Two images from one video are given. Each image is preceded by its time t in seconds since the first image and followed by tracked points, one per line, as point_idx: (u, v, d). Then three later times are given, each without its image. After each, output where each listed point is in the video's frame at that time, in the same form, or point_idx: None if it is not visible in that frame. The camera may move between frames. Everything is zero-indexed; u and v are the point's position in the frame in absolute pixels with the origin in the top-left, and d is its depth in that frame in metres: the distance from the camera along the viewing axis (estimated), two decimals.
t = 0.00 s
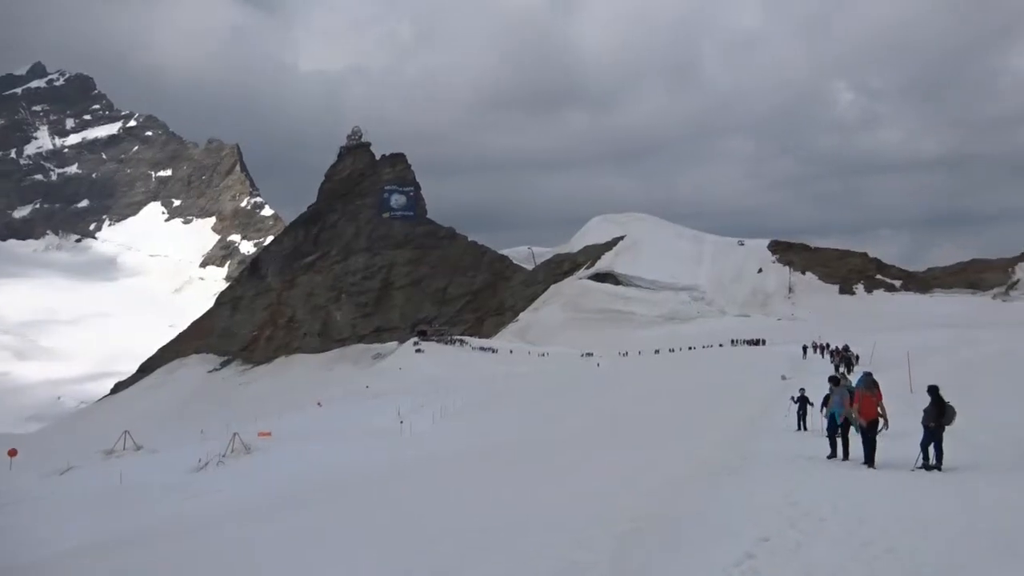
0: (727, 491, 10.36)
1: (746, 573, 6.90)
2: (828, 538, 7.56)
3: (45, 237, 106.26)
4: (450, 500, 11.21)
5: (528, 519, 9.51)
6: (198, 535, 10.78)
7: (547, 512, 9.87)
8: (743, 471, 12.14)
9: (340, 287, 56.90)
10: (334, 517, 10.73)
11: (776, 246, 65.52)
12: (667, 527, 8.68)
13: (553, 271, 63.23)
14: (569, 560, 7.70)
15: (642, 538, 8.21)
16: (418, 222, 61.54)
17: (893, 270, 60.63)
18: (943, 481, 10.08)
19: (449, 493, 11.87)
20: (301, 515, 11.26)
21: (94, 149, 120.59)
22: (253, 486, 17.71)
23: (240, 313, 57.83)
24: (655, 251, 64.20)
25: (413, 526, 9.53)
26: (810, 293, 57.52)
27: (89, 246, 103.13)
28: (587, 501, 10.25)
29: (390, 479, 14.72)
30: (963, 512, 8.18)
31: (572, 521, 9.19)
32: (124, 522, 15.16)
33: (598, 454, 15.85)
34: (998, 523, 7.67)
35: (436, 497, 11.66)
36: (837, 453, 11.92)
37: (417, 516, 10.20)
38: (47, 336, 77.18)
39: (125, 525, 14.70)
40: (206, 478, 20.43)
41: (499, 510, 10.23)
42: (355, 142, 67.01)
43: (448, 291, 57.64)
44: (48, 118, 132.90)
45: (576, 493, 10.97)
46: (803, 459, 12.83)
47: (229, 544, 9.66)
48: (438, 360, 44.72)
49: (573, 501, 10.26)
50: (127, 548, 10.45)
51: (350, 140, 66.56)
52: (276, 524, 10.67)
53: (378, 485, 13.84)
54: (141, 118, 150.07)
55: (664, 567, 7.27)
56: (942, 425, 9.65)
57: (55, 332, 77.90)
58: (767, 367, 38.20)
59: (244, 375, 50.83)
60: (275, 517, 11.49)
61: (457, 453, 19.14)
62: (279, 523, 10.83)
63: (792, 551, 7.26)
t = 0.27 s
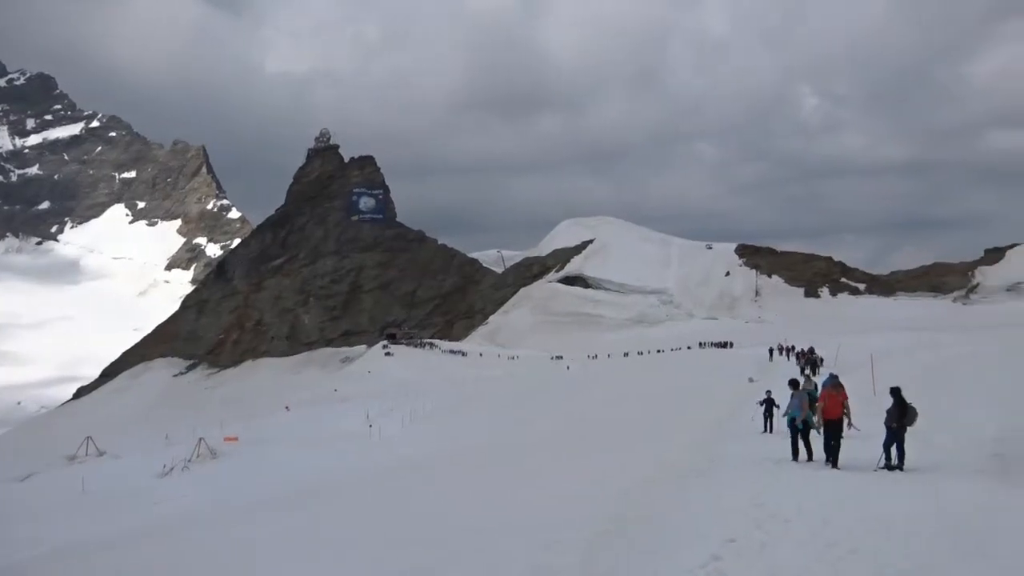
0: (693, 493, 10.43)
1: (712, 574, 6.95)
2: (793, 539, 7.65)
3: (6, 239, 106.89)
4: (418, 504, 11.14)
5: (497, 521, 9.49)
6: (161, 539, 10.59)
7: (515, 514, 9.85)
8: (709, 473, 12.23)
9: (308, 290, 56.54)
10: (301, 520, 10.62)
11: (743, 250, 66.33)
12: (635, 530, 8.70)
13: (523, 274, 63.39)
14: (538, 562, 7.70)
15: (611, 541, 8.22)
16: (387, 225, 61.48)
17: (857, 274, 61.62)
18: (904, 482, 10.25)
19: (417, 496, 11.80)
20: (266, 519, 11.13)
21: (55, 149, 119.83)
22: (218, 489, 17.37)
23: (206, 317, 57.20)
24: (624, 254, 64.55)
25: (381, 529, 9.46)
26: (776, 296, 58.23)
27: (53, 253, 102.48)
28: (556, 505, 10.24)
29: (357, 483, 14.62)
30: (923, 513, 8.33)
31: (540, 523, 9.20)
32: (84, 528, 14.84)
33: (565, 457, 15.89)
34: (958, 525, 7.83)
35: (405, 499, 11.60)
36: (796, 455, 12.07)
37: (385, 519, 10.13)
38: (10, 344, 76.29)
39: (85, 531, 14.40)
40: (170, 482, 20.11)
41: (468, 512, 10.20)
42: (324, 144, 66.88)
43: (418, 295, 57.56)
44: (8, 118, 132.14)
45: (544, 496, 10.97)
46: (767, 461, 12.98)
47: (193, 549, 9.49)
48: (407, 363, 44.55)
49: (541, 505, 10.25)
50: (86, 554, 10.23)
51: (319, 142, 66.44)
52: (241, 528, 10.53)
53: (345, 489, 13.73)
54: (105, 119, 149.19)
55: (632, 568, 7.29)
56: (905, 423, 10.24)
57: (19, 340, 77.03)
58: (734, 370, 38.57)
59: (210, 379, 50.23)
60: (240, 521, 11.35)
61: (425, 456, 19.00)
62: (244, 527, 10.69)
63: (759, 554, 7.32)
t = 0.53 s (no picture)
0: (655, 493, 10.26)
1: (675, 571, 6.75)
2: (756, 536, 7.47)
3: None
4: (376, 501, 10.80)
5: (457, 520, 9.24)
6: (108, 542, 10.17)
7: (477, 514, 9.60)
8: (672, 474, 12.11)
9: (273, 291, 55.94)
10: (255, 520, 10.26)
11: (709, 252, 66.99)
12: (596, 529, 8.47)
13: (490, 275, 63.40)
14: (497, 561, 7.45)
15: (574, 539, 7.96)
16: (353, 226, 61.18)
17: (819, 276, 62.58)
18: (865, 483, 10.21)
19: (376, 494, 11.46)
20: (220, 519, 10.76)
21: (13, 148, 118.55)
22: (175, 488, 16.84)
23: (169, 318, 56.33)
24: (591, 256, 64.84)
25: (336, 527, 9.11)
26: (741, 298, 58.89)
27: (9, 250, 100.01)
28: (516, 504, 9.98)
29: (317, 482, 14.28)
30: (882, 513, 8.24)
31: (501, 523, 8.96)
32: (33, 532, 14.29)
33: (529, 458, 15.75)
34: (919, 525, 7.74)
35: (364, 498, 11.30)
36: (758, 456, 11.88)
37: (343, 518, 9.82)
38: None
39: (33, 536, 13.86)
40: (126, 486, 19.58)
41: (428, 512, 9.93)
42: (289, 144, 66.46)
43: (385, 296, 57.26)
44: None
45: (504, 496, 10.71)
46: (730, 462, 12.91)
47: (139, 552, 9.03)
48: (373, 365, 44.22)
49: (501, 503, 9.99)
50: (28, 558, 9.77)
51: (284, 142, 66.03)
52: (192, 529, 10.15)
53: (302, 487, 13.34)
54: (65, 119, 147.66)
55: (593, 567, 7.02)
56: (864, 425, 10.43)
57: None
58: (699, 371, 38.86)
59: (172, 382, 49.38)
60: (192, 523, 10.97)
61: (390, 455, 18.65)
62: (195, 528, 10.30)
63: (721, 550, 7.12)
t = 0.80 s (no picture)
0: (623, 490, 10.21)
1: (644, 566, 6.60)
2: (723, 531, 7.39)
3: None
4: (341, 497, 10.62)
5: (423, 516, 9.03)
6: (62, 544, 9.80)
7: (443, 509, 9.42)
8: (639, 471, 12.11)
9: (240, 291, 55.38)
10: (215, 516, 9.96)
11: (677, 250, 67.56)
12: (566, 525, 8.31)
13: (460, 274, 63.38)
14: (463, 556, 7.26)
15: (541, 534, 7.86)
16: (321, 225, 60.87)
17: (785, 273, 63.48)
18: (831, 479, 10.21)
19: (339, 490, 11.27)
20: (179, 517, 10.44)
21: None
22: (136, 486, 16.48)
23: (133, 319, 55.50)
24: (560, 254, 65.11)
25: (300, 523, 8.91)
26: (708, 296, 59.50)
27: None
28: (482, 501, 9.87)
29: (281, 478, 14.00)
30: (849, 510, 8.27)
31: (468, 519, 8.77)
32: None
33: (496, 455, 15.66)
34: (885, 523, 7.76)
35: (327, 495, 11.07)
36: (725, 453, 11.84)
37: (306, 513, 9.56)
38: None
39: None
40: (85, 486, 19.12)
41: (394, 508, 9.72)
42: (256, 142, 66.03)
43: (353, 296, 57.05)
44: None
45: (471, 493, 10.59)
46: (696, 459, 12.98)
47: (92, 550, 8.72)
48: (342, 365, 43.89)
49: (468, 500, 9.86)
50: None
51: (251, 140, 65.60)
52: (149, 527, 9.84)
53: (266, 485, 13.11)
54: (25, 117, 145.74)
55: (560, 562, 6.87)
56: (826, 420, 10.61)
57: None
58: (667, 368, 39.17)
59: (137, 383, 48.60)
60: (149, 521, 10.65)
61: (357, 454, 18.48)
62: (153, 527, 9.98)
63: (690, 546, 7.06)
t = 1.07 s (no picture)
0: (592, 488, 10.01)
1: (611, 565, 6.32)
2: (695, 528, 7.17)
3: None
4: (302, 494, 10.30)
5: (388, 513, 8.72)
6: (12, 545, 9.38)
7: (410, 506, 9.11)
8: (608, 469, 11.96)
9: (211, 287, 54.81)
10: (174, 515, 9.58)
11: (650, 248, 68.01)
12: (537, 522, 8.04)
13: (433, 271, 63.28)
14: (428, 554, 6.92)
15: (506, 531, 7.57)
16: (294, 221, 60.55)
17: (757, 272, 64.12)
18: (802, 477, 10.13)
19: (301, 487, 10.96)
20: (135, 516, 10.04)
21: None
22: (98, 484, 16.09)
23: (102, 316, 54.76)
24: (534, 252, 65.28)
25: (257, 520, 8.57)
26: (681, 294, 59.89)
27: None
28: (451, 499, 9.59)
29: (248, 477, 13.69)
30: (820, 506, 8.14)
31: (434, 517, 8.47)
32: None
33: (466, 452, 15.52)
34: (856, 518, 7.58)
35: (292, 493, 10.76)
36: (696, 449, 11.79)
37: (267, 512, 9.22)
38: None
39: None
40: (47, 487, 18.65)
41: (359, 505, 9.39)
42: (226, 138, 65.62)
43: (326, 292, 56.80)
44: None
45: (438, 490, 10.37)
46: (666, 456, 12.87)
47: (40, 550, 8.28)
48: (315, 363, 43.64)
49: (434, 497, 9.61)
50: None
51: (221, 136, 65.17)
52: (104, 526, 9.43)
53: (227, 483, 12.76)
54: None
55: (530, 560, 6.58)
56: (797, 416, 10.69)
57: None
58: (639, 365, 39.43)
59: (105, 381, 47.89)
60: (105, 521, 10.25)
61: (326, 452, 18.19)
62: (108, 525, 9.57)
63: (659, 540, 6.82)
